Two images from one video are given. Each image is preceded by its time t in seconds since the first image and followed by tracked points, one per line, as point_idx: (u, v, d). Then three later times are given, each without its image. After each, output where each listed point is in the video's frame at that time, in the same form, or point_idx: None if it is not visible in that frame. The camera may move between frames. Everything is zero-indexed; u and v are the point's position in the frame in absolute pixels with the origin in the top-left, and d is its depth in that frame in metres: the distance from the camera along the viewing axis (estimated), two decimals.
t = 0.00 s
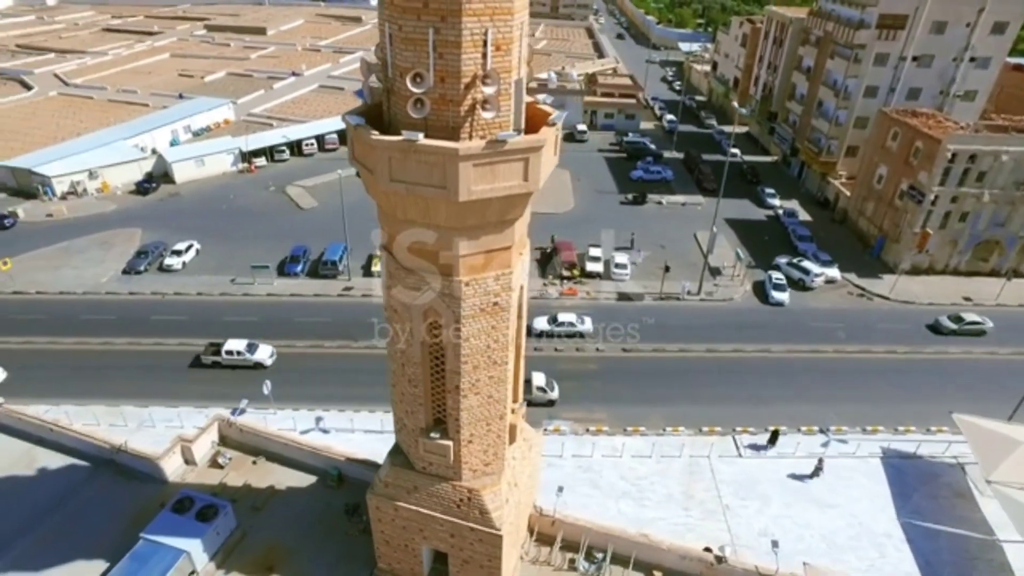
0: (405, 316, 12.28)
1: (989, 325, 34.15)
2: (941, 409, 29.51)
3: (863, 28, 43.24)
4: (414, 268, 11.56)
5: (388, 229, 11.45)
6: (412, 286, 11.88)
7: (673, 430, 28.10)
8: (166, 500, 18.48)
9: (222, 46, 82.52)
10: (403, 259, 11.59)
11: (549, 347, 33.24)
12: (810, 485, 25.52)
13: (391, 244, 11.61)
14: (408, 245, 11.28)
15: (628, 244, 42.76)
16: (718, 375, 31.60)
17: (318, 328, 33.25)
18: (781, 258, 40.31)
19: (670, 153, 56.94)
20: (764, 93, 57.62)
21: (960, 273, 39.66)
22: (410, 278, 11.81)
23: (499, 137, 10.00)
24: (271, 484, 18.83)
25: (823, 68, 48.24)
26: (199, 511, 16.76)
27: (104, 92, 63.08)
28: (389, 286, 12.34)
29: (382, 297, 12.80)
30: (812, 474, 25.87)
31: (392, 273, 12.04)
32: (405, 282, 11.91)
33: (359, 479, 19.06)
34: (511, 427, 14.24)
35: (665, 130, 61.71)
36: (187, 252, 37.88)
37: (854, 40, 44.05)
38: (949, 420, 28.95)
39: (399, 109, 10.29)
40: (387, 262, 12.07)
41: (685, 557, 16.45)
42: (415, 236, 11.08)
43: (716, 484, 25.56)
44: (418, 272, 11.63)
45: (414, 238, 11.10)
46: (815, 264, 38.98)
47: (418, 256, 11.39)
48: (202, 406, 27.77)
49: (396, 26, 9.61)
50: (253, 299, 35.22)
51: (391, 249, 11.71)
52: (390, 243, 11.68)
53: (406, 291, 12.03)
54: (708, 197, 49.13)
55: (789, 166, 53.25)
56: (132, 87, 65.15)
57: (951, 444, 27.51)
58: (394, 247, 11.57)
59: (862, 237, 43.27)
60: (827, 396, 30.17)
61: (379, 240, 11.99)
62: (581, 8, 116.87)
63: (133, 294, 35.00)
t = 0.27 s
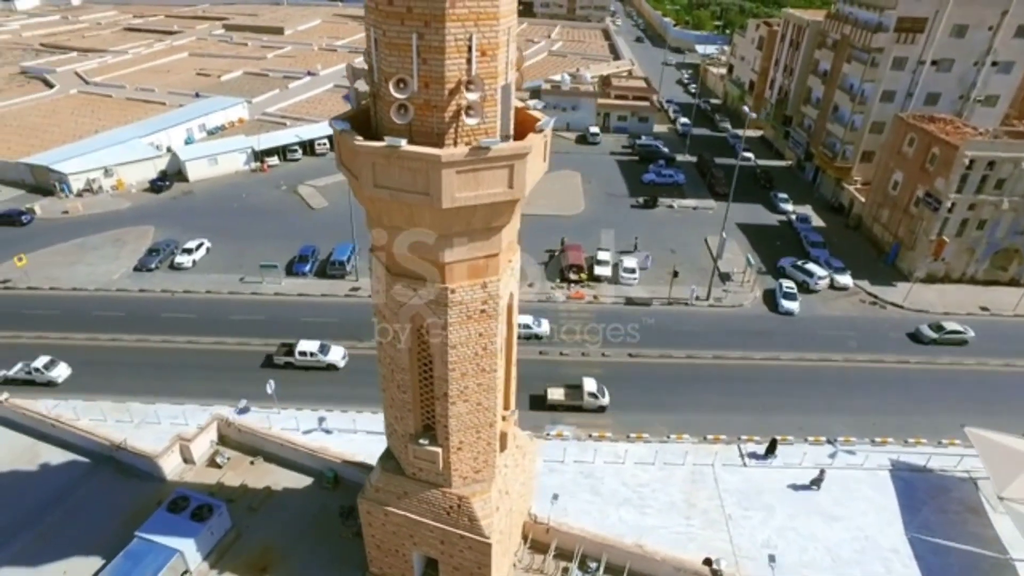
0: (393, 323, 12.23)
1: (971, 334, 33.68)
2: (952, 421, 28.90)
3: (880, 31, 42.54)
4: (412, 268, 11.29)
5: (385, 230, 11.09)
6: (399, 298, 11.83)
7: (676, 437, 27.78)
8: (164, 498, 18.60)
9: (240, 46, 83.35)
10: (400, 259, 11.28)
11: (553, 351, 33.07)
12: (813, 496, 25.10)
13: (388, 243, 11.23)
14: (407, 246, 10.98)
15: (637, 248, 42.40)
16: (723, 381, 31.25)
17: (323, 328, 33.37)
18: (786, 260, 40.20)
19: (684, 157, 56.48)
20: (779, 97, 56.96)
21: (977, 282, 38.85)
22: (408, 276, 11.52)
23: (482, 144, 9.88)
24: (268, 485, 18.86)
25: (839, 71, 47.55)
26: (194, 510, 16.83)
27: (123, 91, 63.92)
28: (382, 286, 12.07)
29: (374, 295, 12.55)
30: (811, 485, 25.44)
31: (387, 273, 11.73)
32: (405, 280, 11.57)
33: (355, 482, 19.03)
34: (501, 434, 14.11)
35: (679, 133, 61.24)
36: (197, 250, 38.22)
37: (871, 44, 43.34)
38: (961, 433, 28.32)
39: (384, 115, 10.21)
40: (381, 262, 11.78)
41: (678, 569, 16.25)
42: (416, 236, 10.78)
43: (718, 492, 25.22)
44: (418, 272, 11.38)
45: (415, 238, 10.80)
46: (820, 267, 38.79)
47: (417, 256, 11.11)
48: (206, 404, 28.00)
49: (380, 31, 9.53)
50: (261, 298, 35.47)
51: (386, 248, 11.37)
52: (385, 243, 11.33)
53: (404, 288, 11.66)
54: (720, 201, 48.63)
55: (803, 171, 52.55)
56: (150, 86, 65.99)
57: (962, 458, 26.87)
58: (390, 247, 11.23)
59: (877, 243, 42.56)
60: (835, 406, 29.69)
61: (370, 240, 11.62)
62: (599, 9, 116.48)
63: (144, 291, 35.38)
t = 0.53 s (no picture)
0: (389, 331, 12.20)
1: (962, 347, 32.91)
2: (970, 438, 28.16)
3: (906, 35, 41.69)
4: (411, 267, 11.08)
5: (384, 231, 10.86)
6: (392, 310, 11.89)
7: (686, 447, 27.43)
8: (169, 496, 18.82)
9: (264, 45, 84.37)
10: (399, 258, 11.05)
11: (563, 356, 32.88)
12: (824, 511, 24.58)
13: (388, 242, 10.95)
14: (406, 246, 10.79)
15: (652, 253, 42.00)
16: (735, 391, 30.82)
17: (335, 328, 33.56)
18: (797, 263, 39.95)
19: (703, 161, 55.91)
20: (802, 102, 56.14)
21: (1003, 294, 37.81)
22: (407, 274, 11.36)
23: (476, 153, 9.80)
24: (270, 485, 18.98)
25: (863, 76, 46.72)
26: (196, 509, 16.94)
27: (149, 90, 65.03)
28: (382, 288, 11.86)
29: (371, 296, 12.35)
30: (819, 499, 24.97)
31: (387, 273, 11.53)
32: (403, 279, 11.44)
33: (356, 485, 19.06)
34: (498, 444, 13.98)
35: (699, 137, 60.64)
36: (214, 248, 38.70)
37: (896, 48, 42.49)
38: (981, 451, 27.56)
39: (379, 123, 10.16)
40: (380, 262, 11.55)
41: None
42: (415, 236, 10.56)
43: (725, 504, 24.85)
44: (417, 271, 11.19)
45: (414, 238, 10.60)
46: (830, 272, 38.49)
47: (414, 260, 10.96)
48: (218, 401, 28.33)
49: (374, 39, 9.48)
50: (275, 297, 35.78)
51: (386, 248, 11.11)
52: (384, 243, 11.09)
53: (404, 288, 11.51)
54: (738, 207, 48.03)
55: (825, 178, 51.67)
56: (176, 85, 67.05)
57: (981, 477, 26.13)
58: (390, 246, 10.97)
59: (899, 253, 41.69)
60: (849, 418, 29.12)
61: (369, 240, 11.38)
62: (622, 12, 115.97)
63: (161, 288, 35.92)
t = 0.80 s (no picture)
0: (382, 340, 12.22)
1: (945, 361, 32.22)
2: (987, 458, 27.41)
3: (934, 42, 40.80)
4: (410, 268, 10.80)
5: (375, 241, 10.86)
6: (388, 315, 11.73)
7: (693, 458, 27.10)
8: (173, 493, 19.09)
9: (289, 45, 85.39)
10: (396, 260, 10.78)
11: (573, 362, 32.71)
12: (833, 528, 24.11)
13: (388, 241, 10.59)
14: (405, 247, 10.52)
15: (667, 260, 41.60)
16: (746, 402, 30.39)
17: (347, 328, 33.79)
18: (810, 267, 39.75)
19: (723, 167, 55.27)
20: (826, 108, 55.26)
21: None
22: (406, 276, 11.06)
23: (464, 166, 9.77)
24: (272, 485, 19.17)
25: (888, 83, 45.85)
26: (197, 507, 17.17)
27: (175, 88, 66.21)
28: (380, 289, 11.52)
29: (366, 301, 12.18)
30: (822, 515, 24.55)
31: (386, 274, 11.19)
32: (398, 286, 11.33)
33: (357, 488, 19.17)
34: (492, 453, 13.93)
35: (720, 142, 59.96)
36: (232, 246, 39.25)
37: (924, 55, 41.59)
38: (1000, 472, 26.79)
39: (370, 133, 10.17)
40: (378, 264, 11.16)
41: None
42: (414, 236, 10.30)
43: (731, 516, 24.50)
44: (408, 282, 11.16)
45: (409, 240, 10.37)
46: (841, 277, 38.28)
47: (406, 271, 10.95)
48: (229, 398, 28.72)
49: (365, 51, 9.49)
50: (289, 296, 36.15)
51: (384, 248, 10.77)
52: (380, 247, 10.84)
53: (401, 290, 11.31)
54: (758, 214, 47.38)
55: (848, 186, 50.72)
56: (202, 83, 68.16)
57: (998, 499, 25.39)
58: (390, 245, 10.62)
59: (922, 264, 40.77)
60: (862, 434, 28.54)
61: (366, 240, 10.99)
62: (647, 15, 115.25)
63: (179, 284, 36.51)
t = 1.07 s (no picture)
0: (381, 347, 12.26)
1: (934, 374, 31.54)
2: (1008, 477, 26.66)
3: (965, 48, 39.86)
4: (410, 267, 10.58)
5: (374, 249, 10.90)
6: (387, 321, 11.72)
7: (703, 468, 26.78)
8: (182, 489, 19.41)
9: (315, 45, 86.36)
10: (398, 258, 10.51)
11: (586, 368, 32.55)
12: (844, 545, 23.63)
13: (387, 240, 10.35)
14: (405, 245, 10.26)
15: (685, 266, 41.19)
16: (759, 413, 29.95)
17: (362, 328, 34.04)
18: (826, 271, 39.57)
19: (746, 173, 54.60)
20: (852, 114, 54.27)
21: None
22: (408, 276, 10.86)
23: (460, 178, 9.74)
24: (279, 484, 19.40)
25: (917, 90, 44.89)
26: (204, 504, 17.41)
27: (204, 86, 67.39)
28: (381, 294, 11.47)
29: (367, 307, 12.21)
30: (829, 530, 24.09)
31: (387, 273, 10.98)
32: (396, 295, 11.35)
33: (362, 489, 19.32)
34: (491, 462, 13.91)
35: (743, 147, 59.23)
36: (252, 244, 39.82)
37: (954, 61, 40.64)
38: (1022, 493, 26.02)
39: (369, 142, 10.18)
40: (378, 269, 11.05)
41: None
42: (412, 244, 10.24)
43: (740, 529, 24.15)
44: (406, 290, 11.19)
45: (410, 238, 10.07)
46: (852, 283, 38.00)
47: (404, 280, 10.98)
48: (243, 395, 29.14)
49: (363, 62, 9.50)
50: (306, 295, 36.54)
51: (384, 248, 10.54)
52: (380, 247, 10.60)
53: (400, 299, 11.33)
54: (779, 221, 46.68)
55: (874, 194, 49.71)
56: (229, 82, 69.24)
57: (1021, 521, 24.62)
58: (390, 245, 10.39)
59: (948, 276, 39.81)
60: (878, 449, 27.95)
61: (365, 244, 10.82)
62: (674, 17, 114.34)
63: (199, 281, 37.14)
